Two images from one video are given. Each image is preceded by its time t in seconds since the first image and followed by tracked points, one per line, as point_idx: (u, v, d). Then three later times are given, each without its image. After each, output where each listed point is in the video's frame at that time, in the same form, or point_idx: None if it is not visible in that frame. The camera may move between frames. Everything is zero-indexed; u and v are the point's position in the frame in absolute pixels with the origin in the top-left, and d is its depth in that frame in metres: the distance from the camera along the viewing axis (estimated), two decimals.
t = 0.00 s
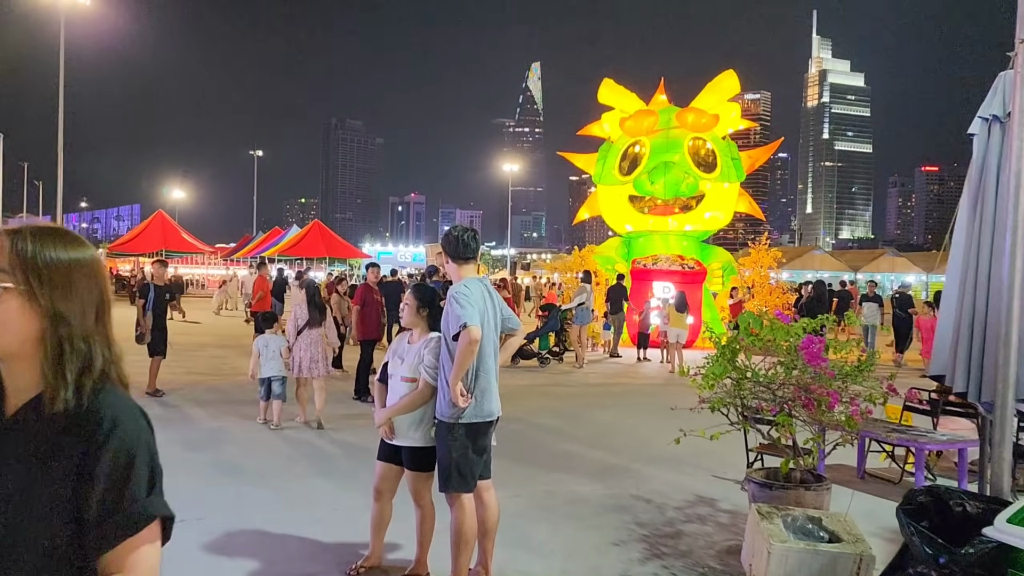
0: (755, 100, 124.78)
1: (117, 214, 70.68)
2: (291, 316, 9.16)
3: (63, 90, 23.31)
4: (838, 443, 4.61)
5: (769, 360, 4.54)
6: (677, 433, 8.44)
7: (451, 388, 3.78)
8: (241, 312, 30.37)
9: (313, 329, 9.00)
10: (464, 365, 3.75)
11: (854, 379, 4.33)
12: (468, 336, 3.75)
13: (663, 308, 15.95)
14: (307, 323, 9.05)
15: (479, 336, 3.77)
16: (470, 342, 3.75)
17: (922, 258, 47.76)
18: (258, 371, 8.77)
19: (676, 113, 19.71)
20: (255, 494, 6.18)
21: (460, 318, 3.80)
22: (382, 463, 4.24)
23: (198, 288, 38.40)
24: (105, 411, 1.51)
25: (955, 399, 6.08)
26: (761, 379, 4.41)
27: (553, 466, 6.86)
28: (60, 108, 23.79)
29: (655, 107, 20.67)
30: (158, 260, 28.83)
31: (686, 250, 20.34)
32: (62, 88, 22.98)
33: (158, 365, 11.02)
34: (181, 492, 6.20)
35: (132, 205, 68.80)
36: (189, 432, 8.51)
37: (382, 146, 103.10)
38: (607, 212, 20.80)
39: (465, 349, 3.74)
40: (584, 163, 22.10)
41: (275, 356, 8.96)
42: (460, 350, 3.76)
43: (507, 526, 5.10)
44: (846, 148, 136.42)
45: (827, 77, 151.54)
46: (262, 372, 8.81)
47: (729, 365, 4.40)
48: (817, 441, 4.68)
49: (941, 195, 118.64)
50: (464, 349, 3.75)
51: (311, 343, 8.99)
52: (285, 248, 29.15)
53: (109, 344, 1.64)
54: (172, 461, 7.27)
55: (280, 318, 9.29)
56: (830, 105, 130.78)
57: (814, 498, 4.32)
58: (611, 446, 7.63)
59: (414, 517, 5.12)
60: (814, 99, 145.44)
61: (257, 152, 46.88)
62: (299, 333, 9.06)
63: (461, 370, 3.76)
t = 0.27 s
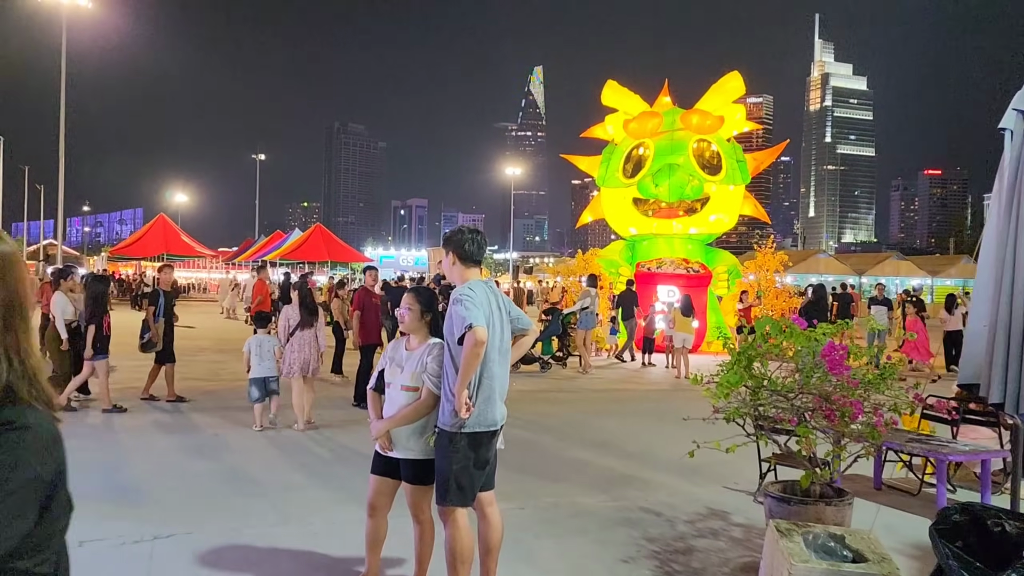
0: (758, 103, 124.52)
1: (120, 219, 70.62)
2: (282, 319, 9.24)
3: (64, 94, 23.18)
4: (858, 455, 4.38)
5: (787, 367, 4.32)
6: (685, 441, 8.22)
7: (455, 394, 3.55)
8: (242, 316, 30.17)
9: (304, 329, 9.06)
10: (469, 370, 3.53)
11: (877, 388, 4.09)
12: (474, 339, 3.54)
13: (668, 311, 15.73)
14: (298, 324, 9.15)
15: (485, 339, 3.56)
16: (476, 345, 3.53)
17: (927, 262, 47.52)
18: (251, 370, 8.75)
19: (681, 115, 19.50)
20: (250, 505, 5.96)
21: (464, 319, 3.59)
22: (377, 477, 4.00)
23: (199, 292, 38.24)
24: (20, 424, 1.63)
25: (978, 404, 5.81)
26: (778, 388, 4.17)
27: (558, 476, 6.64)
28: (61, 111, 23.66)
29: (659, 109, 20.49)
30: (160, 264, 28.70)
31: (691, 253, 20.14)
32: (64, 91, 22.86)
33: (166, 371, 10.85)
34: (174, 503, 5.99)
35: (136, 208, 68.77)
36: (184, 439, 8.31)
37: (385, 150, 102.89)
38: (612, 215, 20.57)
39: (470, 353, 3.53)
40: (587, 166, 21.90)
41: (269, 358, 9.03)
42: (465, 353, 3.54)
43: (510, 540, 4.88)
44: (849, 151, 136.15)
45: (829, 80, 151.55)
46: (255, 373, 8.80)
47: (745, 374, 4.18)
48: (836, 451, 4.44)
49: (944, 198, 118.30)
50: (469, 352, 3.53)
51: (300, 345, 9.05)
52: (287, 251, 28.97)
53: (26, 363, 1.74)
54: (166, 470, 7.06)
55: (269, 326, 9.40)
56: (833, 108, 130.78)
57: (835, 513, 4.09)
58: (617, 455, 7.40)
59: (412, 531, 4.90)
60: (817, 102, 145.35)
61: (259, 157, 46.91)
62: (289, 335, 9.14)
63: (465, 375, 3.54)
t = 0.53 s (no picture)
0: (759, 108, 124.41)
1: (121, 224, 70.42)
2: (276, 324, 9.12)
3: (62, 96, 22.96)
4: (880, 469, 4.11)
5: (805, 376, 4.05)
6: (693, 451, 7.95)
7: (455, 398, 3.25)
8: (241, 321, 29.92)
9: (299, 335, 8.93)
10: (472, 371, 3.22)
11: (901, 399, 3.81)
12: (478, 338, 3.24)
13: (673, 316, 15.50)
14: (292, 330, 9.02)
15: (490, 338, 3.26)
16: (480, 344, 3.23)
17: (930, 267, 47.28)
18: (245, 376, 8.74)
19: (684, 118, 19.28)
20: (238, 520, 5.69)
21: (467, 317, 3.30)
22: (367, 493, 3.75)
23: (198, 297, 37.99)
24: None
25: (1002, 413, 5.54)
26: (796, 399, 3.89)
27: (562, 488, 6.38)
28: (60, 113, 23.44)
29: (662, 112, 20.27)
30: (158, 268, 28.48)
31: (694, 257, 19.88)
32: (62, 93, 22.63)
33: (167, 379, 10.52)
34: (163, 517, 5.72)
35: (136, 213, 68.63)
36: (175, 447, 8.04)
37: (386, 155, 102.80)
38: (614, 219, 20.32)
39: (472, 353, 3.22)
40: (589, 169, 21.66)
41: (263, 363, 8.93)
42: (468, 353, 3.23)
43: (511, 559, 4.62)
44: (850, 156, 136.06)
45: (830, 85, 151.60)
46: (249, 378, 8.79)
47: (760, 384, 3.91)
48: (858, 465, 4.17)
49: (946, 203, 118.12)
50: (472, 352, 3.23)
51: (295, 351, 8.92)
52: (287, 256, 28.73)
53: None
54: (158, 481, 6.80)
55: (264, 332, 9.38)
56: (834, 113, 130.72)
57: (857, 531, 3.83)
58: (623, 466, 7.15)
59: (404, 548, 4.64)
60: (818, 107, 145.28)
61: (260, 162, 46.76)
62: (283, 341, 9.01)
63: (467, 378, 3.23)
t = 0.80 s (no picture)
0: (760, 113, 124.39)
1: (122, 229, 70.28)
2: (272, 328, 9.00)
3: (62, 101, 22.76)
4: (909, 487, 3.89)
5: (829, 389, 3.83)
6: (700, 463, 7.71)
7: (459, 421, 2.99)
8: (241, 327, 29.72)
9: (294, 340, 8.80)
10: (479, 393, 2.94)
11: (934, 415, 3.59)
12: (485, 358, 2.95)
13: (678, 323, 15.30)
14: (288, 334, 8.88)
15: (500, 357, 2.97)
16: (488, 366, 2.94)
17: (933, 272, 47.01)
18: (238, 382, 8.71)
19: (688, 121, 19.07)
20: (233, 538, 5.46)
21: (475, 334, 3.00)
22: (364, 515, 3.50)
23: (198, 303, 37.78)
24: None
25: None
26: (824, 414, 3.66)
27: (568, 501, 6.14)
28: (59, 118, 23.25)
29: (665, 116, 20.07)
30: (158, 274, 28.28)
31: (698, 263, 19.66)
32: (60, 98, 22.44)
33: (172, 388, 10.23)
34: (157, 535, 5.50)
35: (137, 219, 68.48)
36: (170, 459, 7.81)
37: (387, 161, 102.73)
38: (617, 224, 20.09)
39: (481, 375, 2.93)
40: (591, 174, 21.45)
41: (257, 367, 8.83)
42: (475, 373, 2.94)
43: None
44: (851, 161, 136.00)
45: (831, 90, 151.60)
46: (242, 381, 8.75)
47: (782, 398, 3.68)
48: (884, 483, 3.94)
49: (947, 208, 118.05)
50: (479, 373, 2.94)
51: (289, 356, 8.79)
52: (287, 262, 28.52)
53: None
54: (151, 493, 6.58)
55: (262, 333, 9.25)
56: (835, 118, 130.72)
57: (887, 555, 3.60)
58: (629, 479, 6.90)
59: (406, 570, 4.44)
60: (819, 112, 145.16)
61: (260, 166, 46.61)
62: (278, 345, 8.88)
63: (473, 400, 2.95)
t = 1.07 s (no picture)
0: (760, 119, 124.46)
1: (123, 235, 70.16)
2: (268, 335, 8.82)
3: (62, 106, 22.58)
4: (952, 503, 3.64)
5: (867, 396, 3.60)
6: (715, 473, 7.47)
7: (479, 437, 2.73)
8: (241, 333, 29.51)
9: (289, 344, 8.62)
10: (504, 409, 2.68)
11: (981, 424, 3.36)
12: (510, 370, 2.69)
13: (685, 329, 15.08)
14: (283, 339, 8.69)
15: (528, 370, 2.71)
16: (515, 378, 2.68)
17: (936, 278, 46.75)
18: (234, 386, 8.53)
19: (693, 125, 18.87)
20: (230, 552, 5.24)
21: (498, 342, 2.74)
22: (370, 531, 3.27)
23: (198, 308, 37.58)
24: None
25: None
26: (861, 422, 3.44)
27: (580, 513, 5.91)
28: (58, 123, 23.06)
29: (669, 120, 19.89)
30: (157, 279, 28.08)
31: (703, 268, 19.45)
32: (60, 102, 22.28)
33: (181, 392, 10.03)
34: (155, 550, 5.27)
35: (138, 225, 68.36)
36: (168, 468, 7.60)
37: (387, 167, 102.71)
38: (621, 229, 19.86)
39: (507, 388, 2.67)
40: (595, 178, 21.25)
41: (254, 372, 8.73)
42: (499, 386, 2.69)
43: None
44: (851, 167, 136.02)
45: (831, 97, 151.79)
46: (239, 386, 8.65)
47: (816, 405, 3.43)
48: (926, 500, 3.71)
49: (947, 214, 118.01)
50: (504, 386, 2.68)
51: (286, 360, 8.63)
52: (287, 267, 28.33)
53: None
54: (149, 504, 6.36)
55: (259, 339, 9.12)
56: (835, 125, 130.80)
57: None
58: (643, 490, 6.66)
59: None
60: (819, 118, 145.12)
61: (261, 172, 46.48)
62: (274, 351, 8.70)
63: (498, 417, 2.69)
